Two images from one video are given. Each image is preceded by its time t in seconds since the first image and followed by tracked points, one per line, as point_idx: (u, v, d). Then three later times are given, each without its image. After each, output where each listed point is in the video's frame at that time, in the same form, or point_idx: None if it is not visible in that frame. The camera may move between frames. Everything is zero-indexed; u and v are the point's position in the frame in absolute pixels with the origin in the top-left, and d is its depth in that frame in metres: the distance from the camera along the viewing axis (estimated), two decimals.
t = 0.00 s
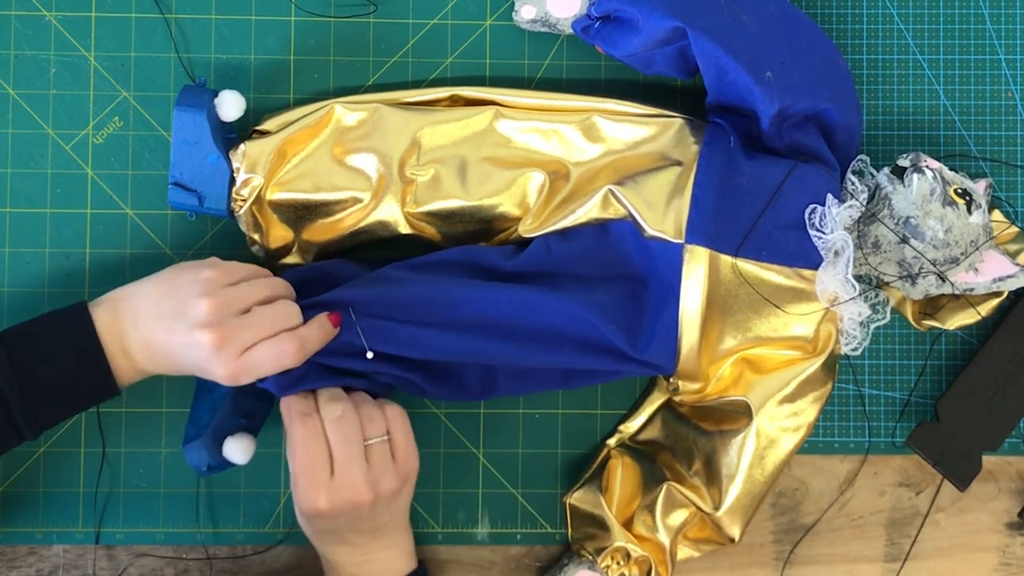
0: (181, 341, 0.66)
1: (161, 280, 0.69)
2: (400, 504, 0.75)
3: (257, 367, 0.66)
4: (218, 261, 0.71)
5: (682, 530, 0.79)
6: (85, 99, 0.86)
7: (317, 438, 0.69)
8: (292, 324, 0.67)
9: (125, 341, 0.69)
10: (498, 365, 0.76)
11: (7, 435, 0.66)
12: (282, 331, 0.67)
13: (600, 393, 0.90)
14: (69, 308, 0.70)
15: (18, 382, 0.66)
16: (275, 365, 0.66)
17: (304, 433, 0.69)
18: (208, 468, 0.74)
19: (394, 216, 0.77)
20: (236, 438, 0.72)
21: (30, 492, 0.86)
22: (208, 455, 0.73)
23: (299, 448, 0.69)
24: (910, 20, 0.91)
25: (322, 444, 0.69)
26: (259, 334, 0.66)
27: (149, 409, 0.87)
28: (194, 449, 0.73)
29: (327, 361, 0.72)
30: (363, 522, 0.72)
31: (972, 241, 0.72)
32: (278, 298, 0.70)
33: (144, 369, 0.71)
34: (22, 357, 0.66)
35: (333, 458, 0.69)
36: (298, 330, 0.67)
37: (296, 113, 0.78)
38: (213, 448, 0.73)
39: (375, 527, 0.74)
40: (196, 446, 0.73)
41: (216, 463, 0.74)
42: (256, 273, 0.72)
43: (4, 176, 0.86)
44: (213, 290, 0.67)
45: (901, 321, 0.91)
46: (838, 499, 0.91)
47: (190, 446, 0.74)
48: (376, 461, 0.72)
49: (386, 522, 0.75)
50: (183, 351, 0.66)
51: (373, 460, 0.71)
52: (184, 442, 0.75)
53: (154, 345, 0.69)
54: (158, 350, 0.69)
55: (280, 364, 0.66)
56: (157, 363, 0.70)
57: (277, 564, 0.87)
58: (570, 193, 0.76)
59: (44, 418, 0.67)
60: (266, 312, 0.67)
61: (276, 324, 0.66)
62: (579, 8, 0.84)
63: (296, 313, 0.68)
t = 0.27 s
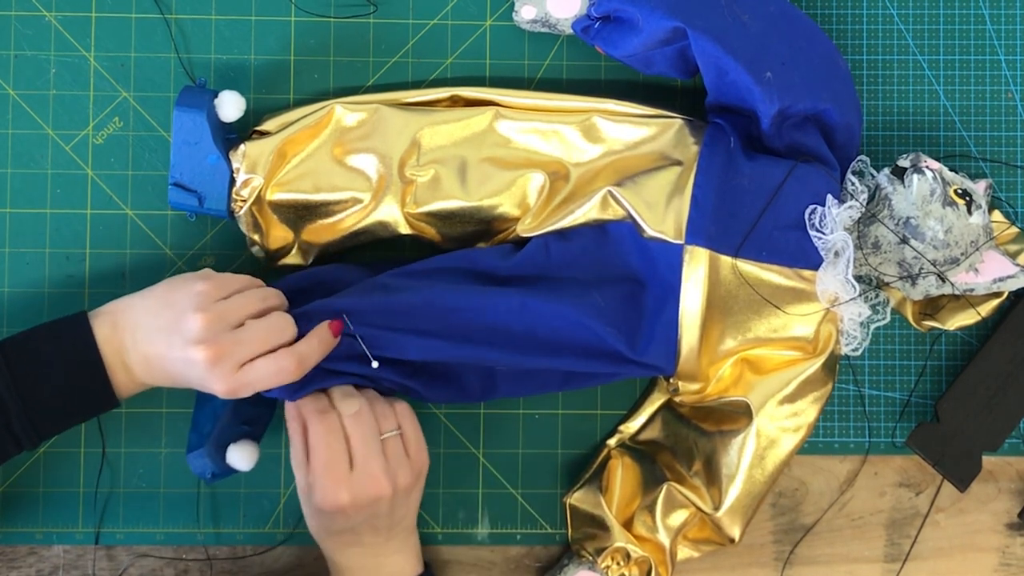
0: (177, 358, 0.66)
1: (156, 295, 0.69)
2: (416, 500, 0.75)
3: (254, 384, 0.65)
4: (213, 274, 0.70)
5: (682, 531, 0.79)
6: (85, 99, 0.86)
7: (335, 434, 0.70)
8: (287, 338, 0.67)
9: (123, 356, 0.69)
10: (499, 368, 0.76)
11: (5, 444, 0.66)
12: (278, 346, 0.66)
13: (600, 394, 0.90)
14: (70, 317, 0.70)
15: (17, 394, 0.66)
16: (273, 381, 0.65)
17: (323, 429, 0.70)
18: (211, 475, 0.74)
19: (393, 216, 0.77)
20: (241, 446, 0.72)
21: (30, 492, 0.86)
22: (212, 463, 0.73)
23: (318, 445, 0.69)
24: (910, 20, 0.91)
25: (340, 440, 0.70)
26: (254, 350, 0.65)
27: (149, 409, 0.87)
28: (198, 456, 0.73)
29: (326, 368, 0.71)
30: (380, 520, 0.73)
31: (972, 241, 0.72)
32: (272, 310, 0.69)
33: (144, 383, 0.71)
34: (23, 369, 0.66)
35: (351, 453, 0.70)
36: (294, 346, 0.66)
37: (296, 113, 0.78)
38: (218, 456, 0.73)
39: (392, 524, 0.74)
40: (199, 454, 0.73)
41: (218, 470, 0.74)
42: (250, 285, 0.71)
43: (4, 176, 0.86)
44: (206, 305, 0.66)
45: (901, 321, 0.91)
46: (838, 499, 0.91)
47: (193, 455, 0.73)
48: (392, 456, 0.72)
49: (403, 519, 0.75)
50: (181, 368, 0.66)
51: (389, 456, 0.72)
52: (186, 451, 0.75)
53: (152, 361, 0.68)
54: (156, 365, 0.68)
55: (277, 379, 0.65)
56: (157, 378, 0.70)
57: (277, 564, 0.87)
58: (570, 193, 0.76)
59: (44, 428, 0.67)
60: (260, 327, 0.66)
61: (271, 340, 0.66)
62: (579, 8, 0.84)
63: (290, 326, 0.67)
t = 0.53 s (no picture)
0: (183, 356, 0.66)
1: (164, 294, 0.69)
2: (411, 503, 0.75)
3: (260, 384, 0.65)
4: (218, 272, 0.70)
5: (682, 531, 0.79)
6: (85, 99, 0.86)
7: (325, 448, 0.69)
8: (293, 339, 0.66)
9: (129, 354, 0.69)
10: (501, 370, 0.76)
11: (11, 443, 0.66)
12: (284, 347, 0.66)
13: (600, 394, 0.90)
14: (75, 316, 0.69)
15: (23, 393, 0.65)
16: (278, 381, 0.66)
17: (311, 446, 0.68)
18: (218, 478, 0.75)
19: (393, 216, 0.77)
20: (246, 449, 0.71)
21: (30, 492, 0.86)
22: (218, 466, 0.72)
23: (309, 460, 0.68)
24: (910, 20, 0.91)
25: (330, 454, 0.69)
26: (260, 351, 0.65)
27: (149, 409, 0.87)
28: (204, 459, 0.73)
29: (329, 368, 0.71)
30: (376, 528, 0.73)
31: (972, 241, 0.72)
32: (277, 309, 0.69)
33: (149, 379, 0.71)
34: (29, 369, 0.66)
35: (342, 466, 0.69)
36: (302, 344, 0.66)
37: (296, 114, 0.78)
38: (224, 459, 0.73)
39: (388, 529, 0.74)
40: (206, 458, 0.73)
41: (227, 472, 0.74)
42: (254, 284, 0.71)
43: (4, 176, 0.86)
44: (213, 304, 0.66)
45: (901, 321, 0.91)
46: (838, 499, 0.91)
47: (200, 457, 0.73)
48: (384, 463, 0.72)
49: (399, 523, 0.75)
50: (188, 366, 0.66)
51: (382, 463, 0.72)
52: (194, 454, 0.75)
53: (158, 359, 0.68)
54: (163, 363, 0.68)
55: (285, 378, 0.65)
56: (162, 375, 0.70)
57: (277, 565, 0.87)
58: (570, 193, 0.76)
59: (48, 428, 0.67)
60: (266, 327, 0.66)
61: (278, 339, 0.66)
62: (579, 8, 0.84)
63: (296, 327, 0.67)
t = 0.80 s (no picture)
0: (183, 356, 0.66)
1: (163, 296, 0.69)
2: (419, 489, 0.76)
3: (260, 380, 0.65)
4: (216, 273, 0.70)
5: (682, 531, 0.79)
6: (85, 99, 0.86)
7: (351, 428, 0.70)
8: (292, 334, 0.66)
9: (129, 356, 0.69)
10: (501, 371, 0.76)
11: (9, 444, 0.66)
12: (283, 342, 0.66)
13: (600, 394, 0.90)
14: (75, 319, 0.70)
15: (22, 394, 0.65)
16: (278, 376, 0.65)
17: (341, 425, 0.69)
18: (218, 482, 0.75)
19: (393, 216, 0.77)
20: (245, 452, 0.72)
21: (30, 492, 0.86)
22: (218, 470, 0.73)
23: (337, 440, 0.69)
24: (910, 20, 0.91)
25: (357, 434, 0.70)
26: (259, 347, 0.65)
27: (149, 409, 0.87)
28: (204, 464, 0.73)
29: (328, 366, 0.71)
30: (392, 512, 0.73)
31: (972, 241, 0.72)
32: (275, 308, 0.69)
33: (148, 384, 0.70)
34: (29, 369, 0.66)
35: (368, 446, 0.70)
36: (301, 339, 0.66)
37: (296, 114, 0.78)
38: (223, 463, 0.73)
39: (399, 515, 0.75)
40: (206, 462, 0.73)
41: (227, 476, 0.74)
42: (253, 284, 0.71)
43: (4, 176, 0.86)
44: (210, 304, 0.66)
45: (901, 321, 0.91)
46: (838, 499, 0.91)
47: (200, 462, 0.73)
48: (399, 446, 0.73)
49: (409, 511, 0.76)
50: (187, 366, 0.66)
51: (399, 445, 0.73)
52: (194, 458, 0.75)
53: (158, 360, 0.68)
54: (162, 365, 0.68)
55: (285, 373, 0.65)
56: (163, 378, 0.70)
57: (277, 565, 0.87)
58: (571, 193, 0.76)
59: (47, 430, 0.67)
60: (264, 325, 0.66)
61: (275, 335, 0.66)
62: (579, 8, 0.84)
63: (295, 324, 0.67)
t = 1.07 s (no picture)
0: (184, 359, 0.66)
1: (164, 296, 0.69)
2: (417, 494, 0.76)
3: (262, 384, 0.65)
4: (217, 274, 0.70)
5: (682, 531, 0.79)
6: (85, 99, 0.86)
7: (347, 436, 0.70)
8: (294, 339, 0.67)
9: (129, 356, 0.69)
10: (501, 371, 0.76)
11: (9, 442, 0.66)
12: (285, 347, 0.66)
13: (600, 394, 0.90)
14: (75, 316, 0.69)
15: (22, 394, 0.65)
16: (281, 381, 0.66)
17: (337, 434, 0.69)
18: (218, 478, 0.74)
19: (393, 216, 0.77)
20: (246, 449, 0.71)
21: (30, 492, 0.86)
22: (218, 466, 0.72)
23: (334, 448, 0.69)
24: (910, 20, 0.91)
25: (353, 442, 0.70)
26: (262, 352, 0.65)
27: (149, 409, 0.87)
28: (205, 459, 0.72)
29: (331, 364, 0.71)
30: (390, 519, 0.73)
31: (972, 241, 0.72)
32: (276, 311, 0.69)
33: (148, 383, 0.71)
34: (28, 368, 0.66)
35: (365, 453, 0.70)
36: (303, 344, 0.66)
37: (296, 114, 0.78)
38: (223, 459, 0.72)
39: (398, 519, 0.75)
40: (207, 458, 0.72)
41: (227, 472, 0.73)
42: (254, 286, 0.71)
43: (4, 176, 0.86)
44: (212, 307, 0.66)
45: (901, 321, 0.91)
46: (838, 499, 0.91)
47: (200, 458, 0.73)
48: (396, 452, 0.73)
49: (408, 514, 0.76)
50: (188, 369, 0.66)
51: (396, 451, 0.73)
52: (194, 454, 0.74)
53: (158, 361, 0.68)
54: (163, 366, 0.68)
55: (287, 378, 0.66)
56: (162, 379, 0.70)
57: (277, 565, 0.87)
58: (571, 193, 0.76)
59: (47, 428, 0.67)
60: (266, 329, 0.66)
61: (278, 340, 0.66)
62: (579, 8, 0.84)
63: (297, 329, 0.67)
